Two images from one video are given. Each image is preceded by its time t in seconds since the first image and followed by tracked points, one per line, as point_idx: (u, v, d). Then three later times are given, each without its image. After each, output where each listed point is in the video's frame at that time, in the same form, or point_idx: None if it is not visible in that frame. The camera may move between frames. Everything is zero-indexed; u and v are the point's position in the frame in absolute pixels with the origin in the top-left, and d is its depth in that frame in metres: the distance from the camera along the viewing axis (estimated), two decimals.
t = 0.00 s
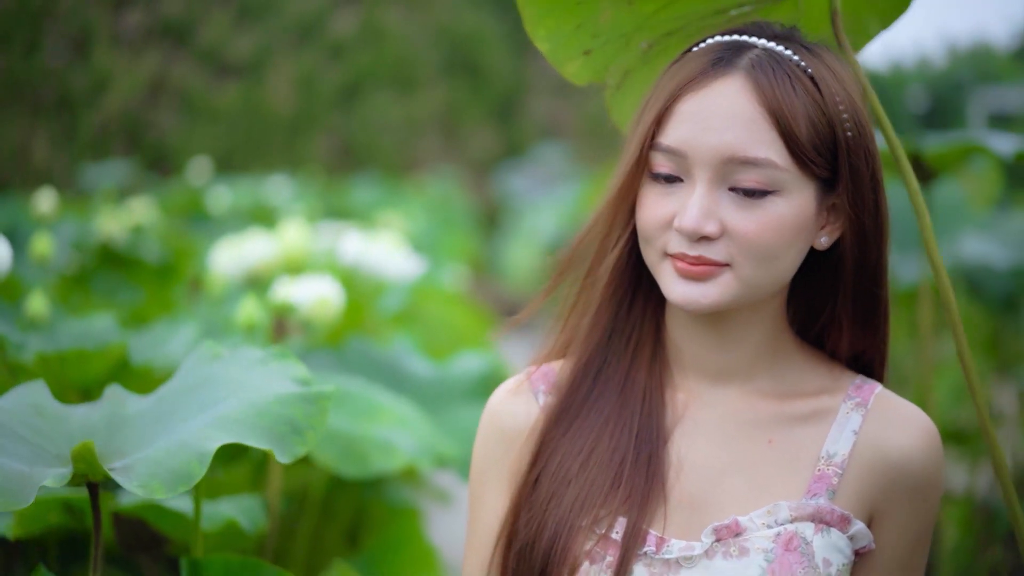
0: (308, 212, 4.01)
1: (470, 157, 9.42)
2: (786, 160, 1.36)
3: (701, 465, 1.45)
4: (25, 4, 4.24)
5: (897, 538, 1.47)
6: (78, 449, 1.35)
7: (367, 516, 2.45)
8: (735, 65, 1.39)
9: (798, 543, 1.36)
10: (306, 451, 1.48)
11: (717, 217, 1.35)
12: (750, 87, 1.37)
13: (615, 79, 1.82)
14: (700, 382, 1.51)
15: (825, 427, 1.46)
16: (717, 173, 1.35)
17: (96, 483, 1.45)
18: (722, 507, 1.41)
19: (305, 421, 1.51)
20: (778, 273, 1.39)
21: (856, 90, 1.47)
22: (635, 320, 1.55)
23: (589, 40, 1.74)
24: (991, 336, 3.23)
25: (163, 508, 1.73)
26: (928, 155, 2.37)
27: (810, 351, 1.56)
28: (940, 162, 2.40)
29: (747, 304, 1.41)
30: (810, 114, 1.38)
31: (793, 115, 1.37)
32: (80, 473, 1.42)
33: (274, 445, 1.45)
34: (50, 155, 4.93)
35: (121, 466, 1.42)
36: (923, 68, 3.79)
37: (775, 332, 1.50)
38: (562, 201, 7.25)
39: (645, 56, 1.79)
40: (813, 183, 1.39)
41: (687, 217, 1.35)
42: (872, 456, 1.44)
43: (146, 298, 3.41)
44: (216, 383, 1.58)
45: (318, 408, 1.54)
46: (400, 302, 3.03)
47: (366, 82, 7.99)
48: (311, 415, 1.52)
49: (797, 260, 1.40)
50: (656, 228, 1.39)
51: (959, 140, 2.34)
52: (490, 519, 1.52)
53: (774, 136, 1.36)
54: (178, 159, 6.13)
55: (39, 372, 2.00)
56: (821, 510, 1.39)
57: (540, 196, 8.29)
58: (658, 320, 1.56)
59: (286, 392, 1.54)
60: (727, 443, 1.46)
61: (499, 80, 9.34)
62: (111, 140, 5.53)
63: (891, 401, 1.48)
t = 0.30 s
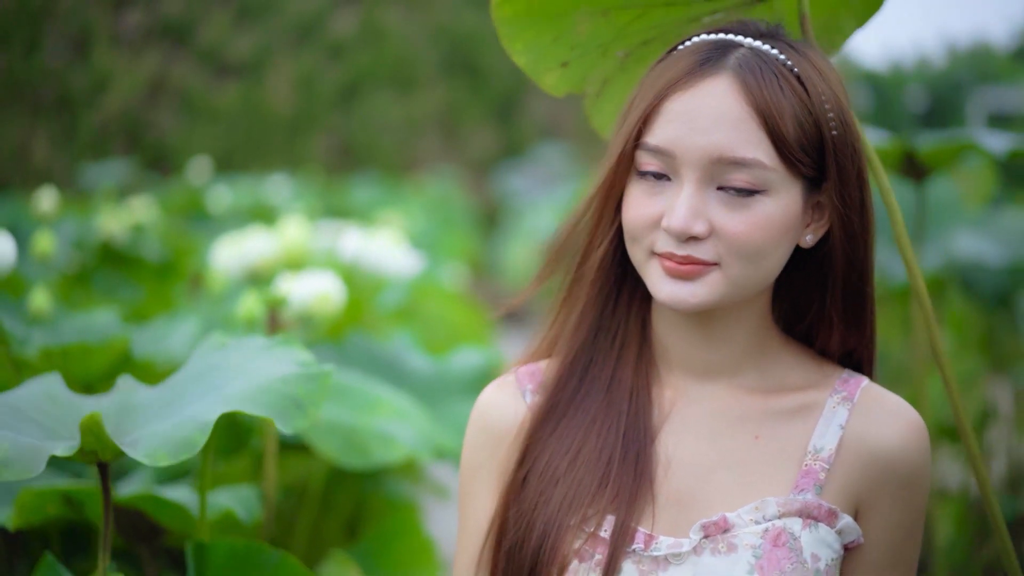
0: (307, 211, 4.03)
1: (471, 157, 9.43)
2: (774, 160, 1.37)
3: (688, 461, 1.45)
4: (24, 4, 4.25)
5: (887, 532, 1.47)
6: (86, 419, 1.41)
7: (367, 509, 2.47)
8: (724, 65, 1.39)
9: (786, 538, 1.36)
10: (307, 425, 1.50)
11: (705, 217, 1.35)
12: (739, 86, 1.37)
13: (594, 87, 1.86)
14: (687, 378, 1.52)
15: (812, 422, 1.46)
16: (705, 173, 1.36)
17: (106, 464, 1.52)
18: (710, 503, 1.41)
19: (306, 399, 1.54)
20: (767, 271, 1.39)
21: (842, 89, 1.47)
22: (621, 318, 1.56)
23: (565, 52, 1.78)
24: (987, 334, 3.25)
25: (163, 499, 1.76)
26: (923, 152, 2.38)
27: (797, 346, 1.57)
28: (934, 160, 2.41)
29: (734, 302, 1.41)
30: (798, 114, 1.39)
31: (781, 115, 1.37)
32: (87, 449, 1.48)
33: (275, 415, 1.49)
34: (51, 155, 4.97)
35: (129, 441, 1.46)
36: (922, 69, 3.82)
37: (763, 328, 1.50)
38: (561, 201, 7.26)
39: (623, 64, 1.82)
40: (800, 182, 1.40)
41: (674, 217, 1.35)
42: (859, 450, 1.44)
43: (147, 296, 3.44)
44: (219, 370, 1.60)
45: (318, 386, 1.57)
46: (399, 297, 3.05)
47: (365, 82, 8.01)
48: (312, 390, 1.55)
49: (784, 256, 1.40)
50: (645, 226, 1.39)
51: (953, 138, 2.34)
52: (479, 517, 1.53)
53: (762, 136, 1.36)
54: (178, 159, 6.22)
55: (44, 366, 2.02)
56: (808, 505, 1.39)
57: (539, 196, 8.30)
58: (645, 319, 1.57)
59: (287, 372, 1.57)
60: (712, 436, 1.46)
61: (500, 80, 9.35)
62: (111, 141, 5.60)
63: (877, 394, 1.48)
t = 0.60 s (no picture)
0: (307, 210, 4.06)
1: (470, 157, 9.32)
2: (759, 160, 1.38)
3: (672, 457, 1.46)
4: (24, 4, 4.31)
5: (874, 527, 1.46)
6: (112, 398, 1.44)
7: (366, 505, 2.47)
8: (708, 66, 1.41)
9: (768, 533, 1.37)
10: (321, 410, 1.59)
11: (691, 218, 1.36)
12: (724, 87, 1.39)
13: (579, 85, 1.87)
14: (671, 376, 1.53)
15: (795, 418, 1.46)
16: (691, 173, 1.37)
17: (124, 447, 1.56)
18: (693, 498, 1.41)
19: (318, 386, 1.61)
20: (752, 270, 1.40)
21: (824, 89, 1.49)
22: (605, 318, 1.57)
23: (551, 50, 1.82)
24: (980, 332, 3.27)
25: (163, 489, 1.78)
26: (914, 150, 2.41)
27: (781, 343, 1.58)
28: (924, 157, 2.44)
29: (719, 302, 1.42)
30: (783, 115, 1.40)
31: (765, 115, 1.39)
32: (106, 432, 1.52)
33: (294, 399, 1.57)
34: (51, 154, 5.03)
35: (154, 421, 1.51)
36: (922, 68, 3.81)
37: (747, 324, 1.51)
38: (560, 200, 7.27)
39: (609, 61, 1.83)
40: (784, 181, 1.42)
41: (661, 218, 1.36)
42: (842, 446, 1.44)
43: (147, 293, 3.47)
44: (230, 366, 1.69)
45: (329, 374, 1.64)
46: (397, 295, 3.07)
47: (365, 82, 8.03)
48: (326, 379, 1.63)
49: (769, 257, 1.42)
50: (630, 227, 1.40)
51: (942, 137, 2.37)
52: (465, 516, 1.54)
53: (747, 136, 1.38)
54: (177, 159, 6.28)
55: (49, 362, 2.05)
56: (790, 500, 1.39)
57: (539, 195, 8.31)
58: (628, 319, 1.57)
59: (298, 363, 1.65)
60: (697, 432, 1.47)
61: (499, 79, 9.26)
62: (110, 141, 5.70)
63: (861, 389, 1.48)
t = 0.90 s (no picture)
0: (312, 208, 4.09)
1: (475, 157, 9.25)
2: (750, 157, 1.37)
3: (660, 450, 1.43)
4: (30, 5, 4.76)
5: (864, 521, 1.42)
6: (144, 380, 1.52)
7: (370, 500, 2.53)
8: (698, 63, 1.39)
9: (755, 524, 1.34)
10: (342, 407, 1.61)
11: (683, 215, 1.35)
12: (714, 84, 1.37)
13: (579, 78, 1.91)
14: (661, 370, 1.50)
15: (783, 411, 1.43)
16: (682, 171, 1.36)
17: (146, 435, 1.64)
18: (680, 490, 1.38)
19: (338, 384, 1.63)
20: (744, 265, 1.39)
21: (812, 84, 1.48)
22: (595, 312, 1.54)
23: (553, 45, 1.84)
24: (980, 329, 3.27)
25: (173, 480, 1.82)
26: (910, 149, 2.42)
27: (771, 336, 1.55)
28: (920, 156, 2.45)
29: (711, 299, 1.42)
30: (773, 111, 1.39)
31: (756, 112, 1.37)
32: (133, 416, 1.58)
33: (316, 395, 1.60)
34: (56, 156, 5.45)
35: (183, 407, 1.56)
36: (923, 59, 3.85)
37: (738, 317, 1.48)
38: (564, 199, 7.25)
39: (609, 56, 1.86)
40: (774, 178, 1.40)
41: (652, 216, 1.35)
42: (831, 438, 1.40)
43: (153, 292, 3.48)
44: (248, 358, 1.74)
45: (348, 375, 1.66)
46: (400, 292, 3.07)
47: (371, 82, 8.02)
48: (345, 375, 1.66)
49: (760, 252, 1.41)
50: (621, 224, 1.39)
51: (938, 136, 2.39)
52: (454, 513, 1.52)
53: (738, 134, 1.36)
54: (182, 158, 6.50)
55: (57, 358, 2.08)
56: (777, 492, 1.35)
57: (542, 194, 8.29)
58: (618, 313, 1.55)
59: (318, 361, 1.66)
60: (686, 426, 1.44)
61: (502, 79, 9.16)
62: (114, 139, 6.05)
63: (851, 381, 1.45)
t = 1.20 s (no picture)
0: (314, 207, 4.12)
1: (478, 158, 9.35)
2: (739, 153, 1.38)
3: (650, 443, 1.44)
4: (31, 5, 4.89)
5: (853, 512, 1.41)
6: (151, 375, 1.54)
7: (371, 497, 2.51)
8: (686, 61, 1.39)
9: (742, 513, 1.34)
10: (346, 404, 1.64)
11: (673, 212, 1.36)
12: (702, 80, 1.38)
13: (585, 71, 1.94)
14: (652, 364, 1.51)
15: (772, 402, 1.44)
16: (672, 168, 1.36)
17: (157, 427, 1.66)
18: (669, 479, 1.40)
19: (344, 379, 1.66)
20: (735, 259, 1.40)
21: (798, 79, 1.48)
22: (583, 307, 1.55)
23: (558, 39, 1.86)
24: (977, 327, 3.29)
25: (182, 474, 1.85)
26: (903, 148, 2.46)
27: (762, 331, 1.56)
28: (914, 154, 2.49)
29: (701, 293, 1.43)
30: (761, 107, 1.40)
31: (744, 108, 1.38)
32: (142, 410, 1.62)
33: (322, 392, 1.62)
34: (59, 156, 5.57)
35: (189, 401, 1.57)
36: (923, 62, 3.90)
37: (727, 310, 1.49)
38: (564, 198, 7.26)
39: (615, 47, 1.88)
40: (763, 173, 1.41)
41: (642, 214, 1.36)
42: (819, 428, 1.41)
43: (155, 291, 3.52)
44: (262, 355, 1.78)
45: (356, 370, 1.70)
46: (401, 291, 3.10)
47: (373, 83, 8.06)
48: (352, 373, 1.69)
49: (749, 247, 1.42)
50: (611, 221, 1.40)
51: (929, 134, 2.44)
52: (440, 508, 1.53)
53: (727, 130, 1.37)
54: (183, 158, 6.57)
55: (64, 355, 2.14)
56: (765, 481, 1.36)
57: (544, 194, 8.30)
58: (607, 310, 1.56)
59: (329, 357, 1.71)
60: (675, 417, 1.45)
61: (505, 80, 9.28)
62: (118, 140, 6.13)
63: (839, 373, 1.45)
